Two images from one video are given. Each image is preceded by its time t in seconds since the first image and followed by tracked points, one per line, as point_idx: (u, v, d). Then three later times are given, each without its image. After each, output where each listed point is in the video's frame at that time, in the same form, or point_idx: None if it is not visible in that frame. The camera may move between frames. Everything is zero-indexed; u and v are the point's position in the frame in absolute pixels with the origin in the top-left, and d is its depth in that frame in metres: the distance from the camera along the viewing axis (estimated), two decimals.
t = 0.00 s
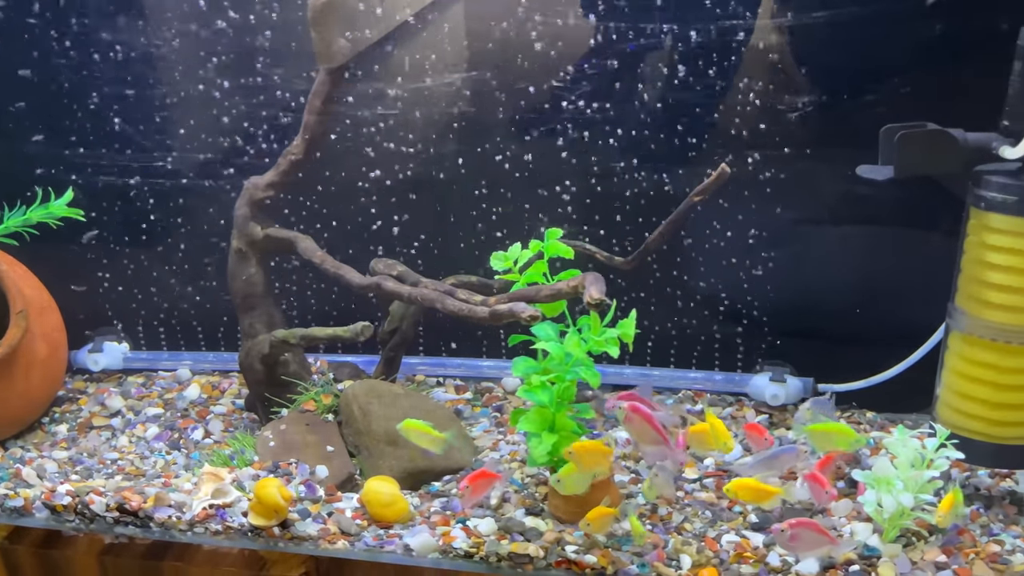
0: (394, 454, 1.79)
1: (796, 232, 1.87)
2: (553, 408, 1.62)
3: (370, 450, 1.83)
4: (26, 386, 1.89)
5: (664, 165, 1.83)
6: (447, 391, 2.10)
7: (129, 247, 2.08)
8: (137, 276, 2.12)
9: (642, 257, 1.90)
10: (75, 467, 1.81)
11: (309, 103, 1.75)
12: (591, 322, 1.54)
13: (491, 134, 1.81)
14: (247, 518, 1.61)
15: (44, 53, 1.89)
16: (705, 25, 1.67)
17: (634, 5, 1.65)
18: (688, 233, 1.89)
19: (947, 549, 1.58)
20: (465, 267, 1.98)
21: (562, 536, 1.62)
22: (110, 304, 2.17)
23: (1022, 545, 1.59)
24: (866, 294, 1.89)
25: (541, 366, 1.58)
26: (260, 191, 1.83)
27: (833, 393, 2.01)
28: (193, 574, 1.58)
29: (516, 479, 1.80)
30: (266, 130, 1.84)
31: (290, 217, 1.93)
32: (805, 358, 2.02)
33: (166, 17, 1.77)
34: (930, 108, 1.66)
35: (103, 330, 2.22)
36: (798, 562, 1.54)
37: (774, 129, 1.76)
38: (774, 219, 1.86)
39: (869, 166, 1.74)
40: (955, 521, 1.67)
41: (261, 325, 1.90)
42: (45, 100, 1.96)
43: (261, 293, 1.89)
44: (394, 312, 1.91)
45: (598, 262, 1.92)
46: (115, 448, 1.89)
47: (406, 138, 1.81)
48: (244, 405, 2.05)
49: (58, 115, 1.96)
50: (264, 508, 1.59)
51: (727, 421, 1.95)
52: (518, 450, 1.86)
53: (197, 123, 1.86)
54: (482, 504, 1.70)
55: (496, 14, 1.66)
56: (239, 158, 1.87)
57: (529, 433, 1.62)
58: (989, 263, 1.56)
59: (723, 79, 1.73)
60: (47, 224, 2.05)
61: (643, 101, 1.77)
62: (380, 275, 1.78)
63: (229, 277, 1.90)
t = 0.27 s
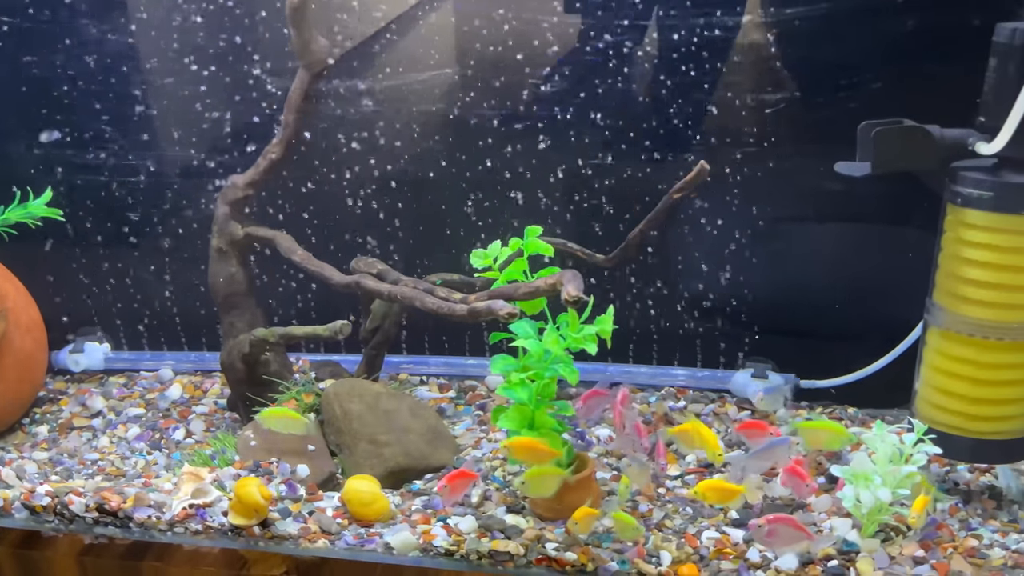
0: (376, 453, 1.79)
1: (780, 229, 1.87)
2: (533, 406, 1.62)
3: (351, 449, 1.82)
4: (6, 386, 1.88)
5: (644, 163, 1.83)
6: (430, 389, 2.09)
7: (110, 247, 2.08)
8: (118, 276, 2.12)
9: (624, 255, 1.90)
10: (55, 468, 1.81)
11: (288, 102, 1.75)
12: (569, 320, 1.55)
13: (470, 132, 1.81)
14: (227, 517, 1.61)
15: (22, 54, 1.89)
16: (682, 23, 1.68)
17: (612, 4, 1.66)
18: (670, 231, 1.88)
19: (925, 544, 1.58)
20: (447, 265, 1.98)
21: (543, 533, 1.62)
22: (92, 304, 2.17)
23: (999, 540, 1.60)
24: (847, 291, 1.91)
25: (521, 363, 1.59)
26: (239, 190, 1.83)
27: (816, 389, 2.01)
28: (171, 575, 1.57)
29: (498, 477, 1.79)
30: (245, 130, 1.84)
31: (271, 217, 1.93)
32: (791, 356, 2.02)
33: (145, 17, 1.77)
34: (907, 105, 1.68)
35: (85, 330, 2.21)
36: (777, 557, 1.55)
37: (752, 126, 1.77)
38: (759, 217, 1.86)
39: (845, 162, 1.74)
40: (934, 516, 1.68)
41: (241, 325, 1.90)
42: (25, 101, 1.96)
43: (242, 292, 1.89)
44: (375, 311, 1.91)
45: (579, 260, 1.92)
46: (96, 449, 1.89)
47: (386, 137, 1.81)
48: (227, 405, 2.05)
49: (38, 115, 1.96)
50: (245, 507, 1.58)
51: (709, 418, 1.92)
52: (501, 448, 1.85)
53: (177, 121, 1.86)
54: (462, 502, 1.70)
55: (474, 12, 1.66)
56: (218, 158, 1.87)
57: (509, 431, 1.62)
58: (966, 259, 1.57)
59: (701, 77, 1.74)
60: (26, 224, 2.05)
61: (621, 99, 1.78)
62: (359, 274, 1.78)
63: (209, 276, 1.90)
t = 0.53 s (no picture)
0: (356, 453, 1.79)
1: (766, 227, 1.88)
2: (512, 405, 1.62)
3: (332, 448, 1.82)
4: None
5: (623, 162, 1.84)
6: (412, 389, 2.10)
7: (91, 248, 2.08)
8: (99, 276, 2.12)
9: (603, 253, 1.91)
10: (35, 469, 1.79)
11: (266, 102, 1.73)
12: (548, 319, 1.56)
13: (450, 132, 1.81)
14: (207, 518, 1.61)
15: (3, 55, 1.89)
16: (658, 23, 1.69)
17: (588, 3, 1.67)
18: (648, 229, 1.90)
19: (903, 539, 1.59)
20: (429, 265, 1.99)
21: (523, 532, 1.62)
22: (73, 305, 2.17)
23: (976, 535, 1.61)
24: (831, 289, 1.90)
25: (500, 363, 1.59)
26: (219, 190, 1.81)
27: (795, 386, 2.03)
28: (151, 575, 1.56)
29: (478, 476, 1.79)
30: (226, 129, 1.86)
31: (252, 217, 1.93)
32: (770, 354, 2.03)
33: (127, 20, 1.78)
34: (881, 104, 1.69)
35: (65, 332, 2.20)
36: (757, 554, 1.55)
37: (731, 125, 1.78)
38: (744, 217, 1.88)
39: (821, 160, 1.75)
40: (911, 512, 1.69)
41: (223, 324, 1.89)
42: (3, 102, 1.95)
43: (222, 292, 1.88)
44: (356, 311, 1.92)
45: (559, 258, 1.93)
46: (76, 450, 1.88)
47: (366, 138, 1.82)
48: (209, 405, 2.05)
49: (17, 117, 1.95)
50: (225, 507, 1.57)
51: (690, 415, 1.97)
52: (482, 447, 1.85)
53: (159, 120, 1.88)
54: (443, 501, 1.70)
55: (452, 13, 1.67)
56: (200, 157, 1.90)
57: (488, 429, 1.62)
58: (940, 257, 1.59)
59: (678, 76, 1.75)
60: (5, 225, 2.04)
61: (599, 99, 1.79)
62: (339, 273, 1.78)
63: (189, 277, 1.89)
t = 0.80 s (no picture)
0: (334, 453, 1.78)
1: (740, 224, 1.88)
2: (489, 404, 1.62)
3: (310, 449, 1.81)
4: None
5: (601, 160, 1.85)
6: (393, 389, 2.09)
7: (70, 248, 2.08)
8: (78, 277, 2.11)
9: (582, 251, 1.91)
10: (11, 471, 1.77)
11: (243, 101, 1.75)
12: (523, 317, 1.55)
13: (428, 130, 1.82)
14: (183, 520, 1.59)
15: None
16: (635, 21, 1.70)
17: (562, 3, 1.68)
18: (625, 227, 1.91)
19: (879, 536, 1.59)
20: (408, 264, 1.99)
21: (501, 531, 1.61)
22: (51, 306, 2.16)
23: (953, 531, 1.60)
24: (811, 284, 1.90)
25: (477, 361, 1.59)
26: (195, 190, 1.82)
27: (776, 382, 2.03)
28: None
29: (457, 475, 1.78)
30: (203, 129, 1.86)
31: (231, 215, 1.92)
32: (747, 350, 2.04)
33: (109, 19, 1.79)
34: (857, 101, 1.70)
35: (43, 334, 2.19)
36: (734, 551, 1.55)
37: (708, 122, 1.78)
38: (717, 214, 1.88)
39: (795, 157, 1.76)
40: (888, 508, 1.69)
41: (200, 324, 1.88)
42: None
43: (200, 292, 1.88)
44: (334, 311, 1.92)
45: (538, 257, 1.92)
46: (52, 452, 1.86)
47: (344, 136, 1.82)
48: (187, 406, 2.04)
49: None
50: (201, 509, 1.56)
51: (671, 413, 1.98)
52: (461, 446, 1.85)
53: (136, 121, 1.88)
54: (420, 500, 1.70)
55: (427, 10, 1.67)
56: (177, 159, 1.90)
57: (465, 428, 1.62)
58: (916, 253, 1.59)
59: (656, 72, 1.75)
60: None
61: (577, 96, 1.80)
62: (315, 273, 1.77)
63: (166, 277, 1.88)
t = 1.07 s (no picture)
0: (315, 454, 1.78)
1: (726, 223, 1.90)
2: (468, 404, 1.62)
3: (291, 450, 1.81)
4: None
5: (581, 159, 1.86)
6: (376, 389, 2.09)
7: (49, 250, 2.08)
8: (57, 278, 2.11)
9: (562, 250, 1.92)
10: None
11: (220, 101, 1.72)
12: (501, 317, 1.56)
13: (410, 131, 1.83)
14: (162, 521, 1.59)
15: None
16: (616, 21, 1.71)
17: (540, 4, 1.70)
18: (604, 226, 1.92)
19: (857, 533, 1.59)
20: (389, 265, 1.99)
21: (481, 531, 1.60)
22: (31, 308, 2.15)
23: (931, 528, 1.61)
24: (794, 281, 1.91)
25: (456, 361, 1.58)
26: (174, 190, 1.80)
27: (756, 381, 2.02)
28: None
29: (438, 475, 1.77)
30: (184, 129, 1.87)
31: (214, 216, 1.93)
32: (729, 349, 2.04)
33: (97, 23, 1.82)
34: (834, 101, 1.72)
35: (23, 336, 2.18)
36: (713, 550, 1.54)
37: (689, 123, 1.79)
38: (703, 213, 1.89)
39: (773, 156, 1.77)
40: (868, 506, 1.70)
41: (180, 326, 1.87)
42: None
43: (179, 293, 1.87)
44: (315, 311, 1.94)
45: (519, 256, 1.92)
46: (31, 455, 1.84)
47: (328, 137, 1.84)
48: (168, 408, 2.03)
49: None
50: (179, 510, 1.56)
51: (653, 411, 1.98)
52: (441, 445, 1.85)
53: (118, 122, 1.89)
54: (401, 500, 1.70)
55: (409, 12, 1.69)
56: (158, 160, 1.91)
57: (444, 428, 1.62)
58: (891, 251, 1.60)
59: (636, 73, 1.76)
60: None
61: (559, 96, 1.80)
62: (294, 273, 1.77)
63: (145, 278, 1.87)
